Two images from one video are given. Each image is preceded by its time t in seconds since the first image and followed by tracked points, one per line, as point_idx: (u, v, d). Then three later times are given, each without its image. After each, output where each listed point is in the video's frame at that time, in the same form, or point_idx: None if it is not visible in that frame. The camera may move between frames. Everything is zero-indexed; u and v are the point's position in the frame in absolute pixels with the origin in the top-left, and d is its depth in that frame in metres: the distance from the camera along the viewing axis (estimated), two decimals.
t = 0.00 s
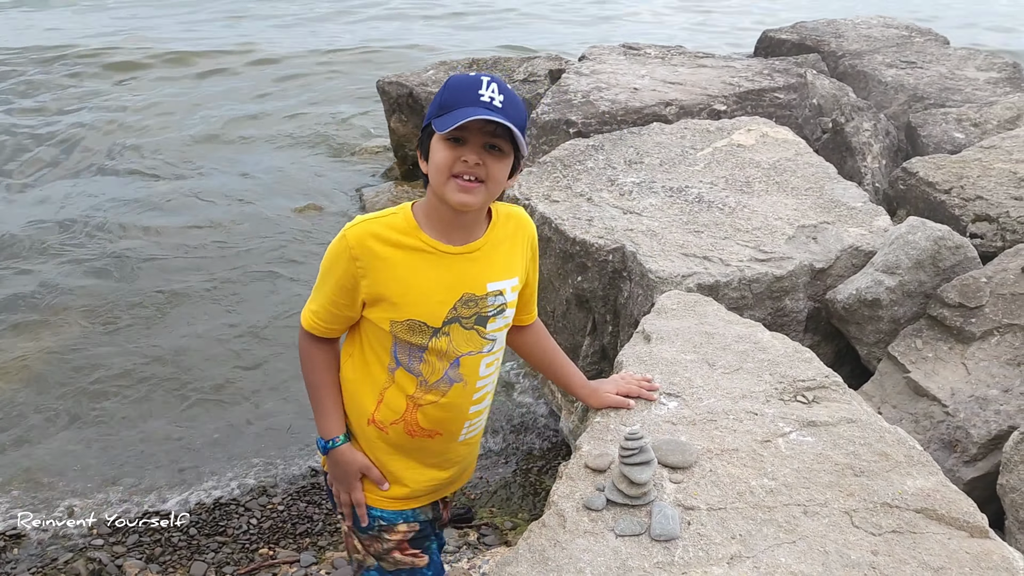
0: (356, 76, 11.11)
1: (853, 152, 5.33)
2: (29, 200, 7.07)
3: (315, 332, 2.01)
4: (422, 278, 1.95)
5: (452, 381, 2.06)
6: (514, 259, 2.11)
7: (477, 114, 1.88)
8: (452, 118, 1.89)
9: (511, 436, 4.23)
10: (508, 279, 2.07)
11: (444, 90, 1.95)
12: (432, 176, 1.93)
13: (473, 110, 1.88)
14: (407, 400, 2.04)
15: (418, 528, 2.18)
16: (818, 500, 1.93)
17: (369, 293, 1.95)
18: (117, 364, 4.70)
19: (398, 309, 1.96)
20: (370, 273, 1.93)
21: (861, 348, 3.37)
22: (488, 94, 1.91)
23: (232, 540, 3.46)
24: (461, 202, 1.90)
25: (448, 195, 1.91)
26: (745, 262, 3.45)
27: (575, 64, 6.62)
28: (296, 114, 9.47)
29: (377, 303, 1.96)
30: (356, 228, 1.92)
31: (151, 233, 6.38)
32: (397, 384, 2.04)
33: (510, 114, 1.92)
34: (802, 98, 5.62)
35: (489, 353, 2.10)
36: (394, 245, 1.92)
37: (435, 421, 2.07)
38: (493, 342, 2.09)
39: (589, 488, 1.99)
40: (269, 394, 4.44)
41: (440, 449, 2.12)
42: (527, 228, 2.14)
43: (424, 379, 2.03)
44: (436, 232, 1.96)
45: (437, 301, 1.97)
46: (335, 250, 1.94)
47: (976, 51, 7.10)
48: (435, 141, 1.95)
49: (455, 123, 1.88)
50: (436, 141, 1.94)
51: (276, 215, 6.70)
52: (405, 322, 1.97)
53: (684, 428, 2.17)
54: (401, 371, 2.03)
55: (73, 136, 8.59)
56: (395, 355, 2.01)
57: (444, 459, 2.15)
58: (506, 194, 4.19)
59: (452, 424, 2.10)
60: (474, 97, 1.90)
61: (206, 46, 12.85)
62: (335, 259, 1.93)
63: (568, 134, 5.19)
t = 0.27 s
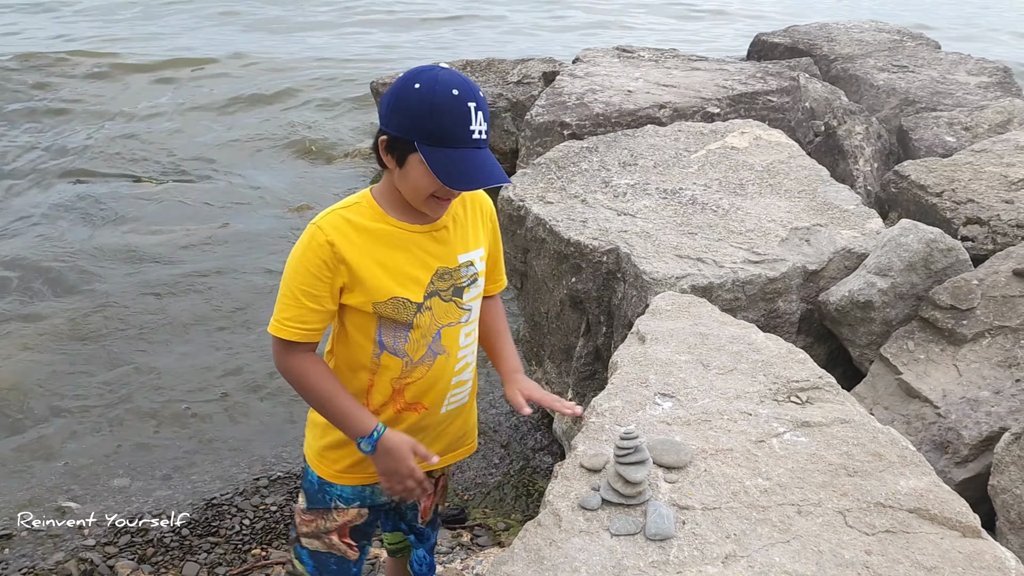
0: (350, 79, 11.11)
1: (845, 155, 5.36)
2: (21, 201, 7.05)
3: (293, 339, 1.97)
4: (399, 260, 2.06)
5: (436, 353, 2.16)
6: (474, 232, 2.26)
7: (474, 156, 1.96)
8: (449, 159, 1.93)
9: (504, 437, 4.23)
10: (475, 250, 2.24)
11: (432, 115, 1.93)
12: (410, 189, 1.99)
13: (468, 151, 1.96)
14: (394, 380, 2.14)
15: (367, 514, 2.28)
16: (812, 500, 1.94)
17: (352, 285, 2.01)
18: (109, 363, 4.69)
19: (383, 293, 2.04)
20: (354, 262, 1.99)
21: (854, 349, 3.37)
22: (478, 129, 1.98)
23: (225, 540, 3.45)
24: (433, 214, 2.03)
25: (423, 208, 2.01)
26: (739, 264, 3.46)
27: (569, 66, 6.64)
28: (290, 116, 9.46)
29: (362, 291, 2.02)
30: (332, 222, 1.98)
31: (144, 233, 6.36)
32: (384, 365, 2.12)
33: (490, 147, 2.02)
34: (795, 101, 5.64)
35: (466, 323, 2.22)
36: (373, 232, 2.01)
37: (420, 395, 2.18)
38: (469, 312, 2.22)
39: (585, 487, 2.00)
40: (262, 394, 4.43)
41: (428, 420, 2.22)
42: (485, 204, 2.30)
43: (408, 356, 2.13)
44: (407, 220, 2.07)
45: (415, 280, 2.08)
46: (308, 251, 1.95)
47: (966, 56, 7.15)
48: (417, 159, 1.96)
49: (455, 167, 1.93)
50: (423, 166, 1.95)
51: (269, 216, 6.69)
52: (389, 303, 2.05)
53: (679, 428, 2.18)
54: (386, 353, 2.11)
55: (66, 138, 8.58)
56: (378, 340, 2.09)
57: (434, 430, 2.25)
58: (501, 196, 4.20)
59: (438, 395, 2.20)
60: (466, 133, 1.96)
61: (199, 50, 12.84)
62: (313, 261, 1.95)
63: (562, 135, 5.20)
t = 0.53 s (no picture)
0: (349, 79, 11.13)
1: (842, 156, 5.39)
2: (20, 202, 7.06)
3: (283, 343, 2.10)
4: (367, 261, 2.16)
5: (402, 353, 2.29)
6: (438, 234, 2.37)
7: (452, 159, 2.07)
8: (431, 166, 2.03)
9: (503, 435, 4.25)
10: (440, 253, 2.35)
11: (409, 125, 2.01)
12: (388, 196, 2.09)
13: (446, 156, 2.06)
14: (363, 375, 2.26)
15: (317, 503, 2.34)
16: (808, 495, 1.96)
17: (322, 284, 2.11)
18: (108, 361, 4.69)
19: (352, 294, 2.15)
20: (326, 264, 2.09)
21: (851, 348, 3.39)
22: (452, 134, 2.08)
23: (222, 538, 3.46)
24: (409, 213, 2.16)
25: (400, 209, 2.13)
26: (737, 262, 3.47)
27: (567, 67, 6.66)
28: (289, 117, 9.48)
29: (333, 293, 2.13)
30: (304, 224, 2.08)
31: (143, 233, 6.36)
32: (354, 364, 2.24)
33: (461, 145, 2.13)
34: (792, 102, 5.66)
35: (430, 324, 2.35)
36: (342, 234, 2.12)
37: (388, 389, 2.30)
38: (433, 313, 2.35)
39: (584, 480, 2.02)
40: (260, 392, 4.44)
41: (396, 419, 2.34)
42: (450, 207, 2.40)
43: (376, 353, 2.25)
44: (377, 221, 2.18)
45: (382, 281, 2.19)
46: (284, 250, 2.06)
47: (963, 58, 7.18)
48: (395, 169, 2.05)
49: (438, 174, 2.03)
50: (403, 175, 2.05)
51: (268, 215, 6.70)
52: (358, 305, 2.17)
53: (676, 424, 2.20)
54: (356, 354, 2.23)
55: (65, 140, 8.59)
56: (347, 338, 2.21)
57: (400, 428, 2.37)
58: (499, 194, 4.21)
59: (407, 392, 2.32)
60: (442, 137, 2.05)
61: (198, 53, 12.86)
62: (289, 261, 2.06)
63: (561, 135, 5.22)
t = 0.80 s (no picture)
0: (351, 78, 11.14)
1: (844, 155, 5.40)
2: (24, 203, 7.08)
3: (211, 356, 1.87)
4: (304, 265, 1.97)
5: (349, 364, 2.07)
6: (389, 237, 2.16)
7: (392, 167, 1.91)
8: (369, 176, 1.87)
9: (504, 432, 4.25)
10: (388, 256, 2.13)
11: (347, 131, 1.84)
12: (326, 204, 1.93)
13: (387, 164, 1.90)
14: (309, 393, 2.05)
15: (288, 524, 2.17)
16: (811, 488, 1.96)
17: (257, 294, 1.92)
18: (110, 358, 4.70)
19: (288, 301, 1.96)
20: (255, 270, 1.90)
21: (853, 345, 3.39)
22: (393, 141, 1.92)
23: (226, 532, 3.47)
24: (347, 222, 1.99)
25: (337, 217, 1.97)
26: (739, 259, 3.47)
27: (569, 65, 6.66)
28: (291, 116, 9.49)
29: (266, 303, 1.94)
30: (234, 231, 1.90)
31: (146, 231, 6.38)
32: (297, 379, 2.04)
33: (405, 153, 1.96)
34: (795, 101, 5.65)
35: (382, 332, 2.13)
36: (276, 239, 1.94)
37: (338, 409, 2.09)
38: (383, 320, 2.13)
39: (586, 474, 2.02)
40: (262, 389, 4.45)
41: (350, 435, 2.13)
42: (399, 210, 2.19)
43: (323, 369, 2.04)
44: (314, 226, 1.99)
45: (321, 285, 1.99)
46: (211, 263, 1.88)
47: (965, 57, 7.18)
48: (333, 176, 1.88)
49: (378, 183, 1.87)
50: (340, 182, 1.88)
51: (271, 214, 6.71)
52: (294, 314, 1.97)
53: (679, 418, 2.21)
54: (298, 367, 2.03)
55: (69, 140, 8.61)
56: (290, 353, 2.01)
57: (357, 446, 2.15)
58: (501, 191, 4.22)
59: (359, 407, 2.11)
60: (382, 144, 1.89)
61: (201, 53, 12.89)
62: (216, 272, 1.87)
63: (563, 133, 5.23)
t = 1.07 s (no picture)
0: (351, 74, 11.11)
1: (847, 151, 5.39)
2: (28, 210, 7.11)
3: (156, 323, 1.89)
4: (280, 257, 1.96)
5: (324, 362, 2.02)
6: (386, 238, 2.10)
7: (355, 127, 1.88)
8: (329, 131, 1.85)
9: (506, 427, 4.24)
10: (378, 257, 2.06)
11: (306, 92, 1.86)
12: (297, 177, 1.89)
13: (350, 123, 1.88)
14: (284, 389, 2.02)
15: (293, 529, 2.15)
16: (819, 483, 1.95)
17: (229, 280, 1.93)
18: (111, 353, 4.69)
19: (261, 293, 1.96)
20: (224, 256, 1.92)
21: (857, 342, 3.37)
22: (357, 104, 1.90)
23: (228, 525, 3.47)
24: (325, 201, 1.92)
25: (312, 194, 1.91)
26: (743, 255, 3.45)
27: (571, 60, 6.64)
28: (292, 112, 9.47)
29: (238, 290, 1.95)
30: (214, 218, 1.92)
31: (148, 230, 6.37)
32: (273, 374, 2.02)
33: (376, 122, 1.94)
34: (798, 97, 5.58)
35: (362, 333, 2.06)
36: (254, 228, 1.93)
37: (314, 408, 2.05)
38: (365, 322, 2.06)
39: (593, 468, 2.01)
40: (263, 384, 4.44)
41: (325, 436, 2.07)
42: (401, 209, 2.12)
43: (297, 365, 2.01)
44: (304, 221, 1.97)
45: (296, 279, 1.97)
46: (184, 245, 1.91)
47: (968, 54, 7.16)
48: (298, 142, 1.88)
49: (338, 137, 1.85)
50: (305, 145, 1.87)
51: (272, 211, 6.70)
52: (266, 305, 1.97)
53: (686, 412, 2.20)
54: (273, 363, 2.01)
55: (71, 142, 8.62)
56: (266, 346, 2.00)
57: (335, 447, 2.09)
58: (504, 186, 4.20)
59: (336, 407, 2.05)
60: (345, 105, 1.88)
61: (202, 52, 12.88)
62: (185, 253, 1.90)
63: (565, 128, 5.21)
